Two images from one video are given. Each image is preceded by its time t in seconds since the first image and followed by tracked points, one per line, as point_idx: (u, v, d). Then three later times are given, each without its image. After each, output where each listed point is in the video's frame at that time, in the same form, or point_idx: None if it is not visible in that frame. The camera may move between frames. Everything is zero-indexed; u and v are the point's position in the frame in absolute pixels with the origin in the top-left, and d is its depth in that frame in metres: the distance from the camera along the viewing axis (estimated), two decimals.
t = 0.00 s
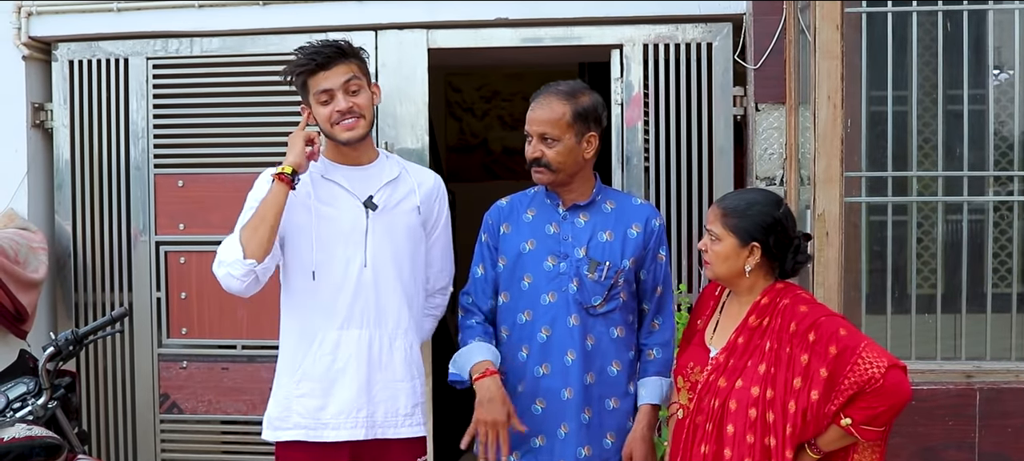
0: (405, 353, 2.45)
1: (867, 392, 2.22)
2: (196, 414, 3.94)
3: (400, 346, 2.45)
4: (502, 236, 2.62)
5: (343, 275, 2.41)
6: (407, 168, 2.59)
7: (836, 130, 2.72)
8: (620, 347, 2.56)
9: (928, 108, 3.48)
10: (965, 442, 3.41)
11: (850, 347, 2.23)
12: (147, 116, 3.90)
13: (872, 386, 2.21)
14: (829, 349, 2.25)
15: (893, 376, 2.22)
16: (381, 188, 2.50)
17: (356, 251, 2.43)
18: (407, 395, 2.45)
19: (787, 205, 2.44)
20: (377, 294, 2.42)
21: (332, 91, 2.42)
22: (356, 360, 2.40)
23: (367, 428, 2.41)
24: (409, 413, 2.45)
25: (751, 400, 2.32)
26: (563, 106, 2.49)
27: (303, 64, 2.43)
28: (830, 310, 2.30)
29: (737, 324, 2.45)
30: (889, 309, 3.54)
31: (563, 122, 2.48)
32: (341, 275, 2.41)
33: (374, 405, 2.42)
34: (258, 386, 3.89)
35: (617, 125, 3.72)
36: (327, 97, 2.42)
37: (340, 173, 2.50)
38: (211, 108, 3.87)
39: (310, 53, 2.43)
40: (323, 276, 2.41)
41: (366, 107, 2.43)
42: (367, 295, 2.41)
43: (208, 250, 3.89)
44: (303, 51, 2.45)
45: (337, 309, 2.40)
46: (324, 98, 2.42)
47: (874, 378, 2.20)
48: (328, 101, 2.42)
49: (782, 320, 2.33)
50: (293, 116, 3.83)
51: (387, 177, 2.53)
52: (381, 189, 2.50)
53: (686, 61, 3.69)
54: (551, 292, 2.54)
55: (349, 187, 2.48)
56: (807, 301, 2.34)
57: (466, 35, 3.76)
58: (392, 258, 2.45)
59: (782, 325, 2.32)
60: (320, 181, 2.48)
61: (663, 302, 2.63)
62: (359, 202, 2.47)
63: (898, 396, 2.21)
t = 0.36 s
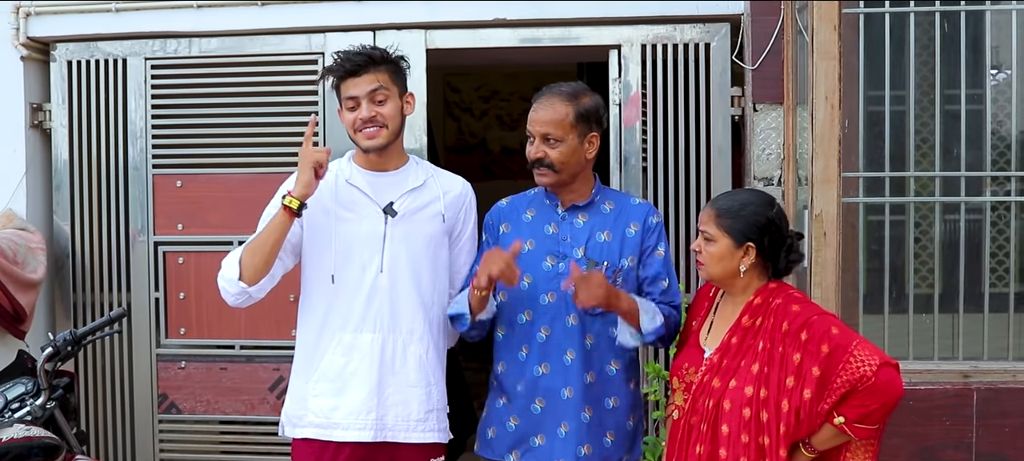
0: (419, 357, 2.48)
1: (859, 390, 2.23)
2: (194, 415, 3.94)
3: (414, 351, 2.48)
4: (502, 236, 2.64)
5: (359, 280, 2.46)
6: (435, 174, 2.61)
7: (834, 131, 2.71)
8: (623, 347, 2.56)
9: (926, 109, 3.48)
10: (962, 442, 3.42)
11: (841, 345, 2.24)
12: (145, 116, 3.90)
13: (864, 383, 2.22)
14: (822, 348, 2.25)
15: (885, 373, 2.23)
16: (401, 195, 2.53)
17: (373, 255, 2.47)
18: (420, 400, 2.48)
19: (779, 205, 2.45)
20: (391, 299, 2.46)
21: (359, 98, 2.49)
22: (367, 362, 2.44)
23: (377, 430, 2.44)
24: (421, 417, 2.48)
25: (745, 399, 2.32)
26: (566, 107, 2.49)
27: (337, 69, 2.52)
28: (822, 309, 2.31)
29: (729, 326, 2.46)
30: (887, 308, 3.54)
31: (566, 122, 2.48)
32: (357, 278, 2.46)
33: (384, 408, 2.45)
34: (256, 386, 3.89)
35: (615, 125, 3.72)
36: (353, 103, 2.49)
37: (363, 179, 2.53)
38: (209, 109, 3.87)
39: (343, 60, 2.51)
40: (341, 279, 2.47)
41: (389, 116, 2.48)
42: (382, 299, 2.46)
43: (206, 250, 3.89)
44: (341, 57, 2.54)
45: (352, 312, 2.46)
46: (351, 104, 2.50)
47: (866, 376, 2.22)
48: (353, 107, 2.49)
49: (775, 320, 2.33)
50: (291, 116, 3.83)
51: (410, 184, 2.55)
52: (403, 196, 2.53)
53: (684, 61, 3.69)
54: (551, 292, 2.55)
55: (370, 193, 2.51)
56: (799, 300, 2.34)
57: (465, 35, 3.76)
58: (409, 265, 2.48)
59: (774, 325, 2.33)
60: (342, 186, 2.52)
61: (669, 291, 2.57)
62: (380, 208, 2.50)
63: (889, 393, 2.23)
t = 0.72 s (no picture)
0: (418, 356, 2.48)
1: (860, 383, 2.22)
2: (195, 415, 3.94)
3: (413, 350, 2.48)
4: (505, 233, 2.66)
5: (358, 278, 2.46)
6: (436, 174, 2.62)
7: (834, 131, 2.69)
8: (628, 343, 2.54)
9: (926, 109, 3.48)
10: (963, 443, 3.42)
11: (842, 339, 2.24)
12: (145, 115, 3.90)
13: (865, 377, 2.21)
14: (822, 342, 2.25)
15: (886, 366, 2.22)
16: (402, 194, 2.54)
17: (372, 254, 2.47)
18: (420, 399, 2.47)
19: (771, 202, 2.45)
20: (391, 297, 2.46)
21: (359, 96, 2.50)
22: (367, 361, 2.44)
23: (376, 429, 2.43)
24: (421, 416, 2.47)
25: (748, 395, 2.32)
26: (570, 107, 2.48)
27: (337, 68, 2.53)
28: (822, 304, 2.31)
29: (728, 327, 2.46)
30: (888, 308, 3.54)
31: (570, 122, 2.48)
32: (357, 276, 2.47)
33: (384, 407, 2.45)
34: (256, 386, 3.89)
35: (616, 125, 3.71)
36: (354, 101, 2.50)
37: (364, 178, 2.55)
38: (209, 109, 3.87)
39: (342, 58, 2.52)
40: (341, 277, 2.48)
41: (390, 113, 2.49)
42: (382, 297, 2.46)
43: (207, 250, 3.89)
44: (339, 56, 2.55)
45: (351, 311, 2.46)
46: (351, 102, 2.51)
47: (867, 369, 2.21)
48: (354, 105, 2.50)
49: (776, 316, 2.33)
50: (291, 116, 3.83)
51: (410, 183, 2.56)
52: (402, 195, 2.54)
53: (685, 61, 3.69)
54: (551, 290, 2.56)
55: (370, 192, 2.52)
56: (799, 296, 2.35)
57: (465, 35, 3.76)
58: (409, 265, 2.49)
59: (774, 321, 2.33)
60: (342, 184, 2.53)
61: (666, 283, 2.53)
62: (379, 207, 2.51)
63: (891, 386, 2.23)
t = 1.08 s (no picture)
0: (411, 360, 2.48)
1: (869, 372, 2.27)
2: (197, 416, 3.94)
3: (406, 354, 2.48)
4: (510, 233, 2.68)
5: (353, 279, 2.46)
6: (434, 179, 2.62)
7: (835, 132, 2.67)
8: (628, 344, 2.54)
9: (926, 110, 3.49)
10: (964, 444, 3.42)
11: (848, 328, 2.28)
12: (147, 117, 3.91)
13: (874, 364, 2.26)
14: (829, 334, 2.29)
15: (893, 354, 2.27)
16: (400, 198, 2.54)
17: (367, 256, 2.47)
18: (411, 403, 2.47)
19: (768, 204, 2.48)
20: (385, 300, 2.46)
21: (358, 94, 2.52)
22: (358, 364, 2.44)
23: (366, 432, 2.43)
24: (412, 420, 2.47)
25: (759, 390, 2.33)
26: (571, 108, 2.49)
27: (335, 67, 2.56)
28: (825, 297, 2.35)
29: (729, 327, 2.46)
30: (888, 310, 3.55)
31: (571, 124, 2.48)
32: (353, 279, 2.46)
33: (375, 409, 2.44)
34: (258, 388, 3.89)
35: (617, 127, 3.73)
36: (353, 99, 2.52)
37: (363, 179, 2.55)
38: (211, 111, 3.87)
39: (340, 58, 2.56)
40: (335, 278, 2.48)
41: (389, 109, 2.50)
42: (375, 300, 2.45)
43: (208, 252, 3.90)
44: (336, 57, 2.59)
45: (345, 312, 2.46)
46: (350, 100, 2.52)
47: (876, 356, 2.25)
48: (353, 103, 2.51)
49: (780, 311, 2.35)
50: (292, 118, 3.83)
51: (409, 187, 2.56)
52: (400, 199, 2.54)
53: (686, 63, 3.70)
54: (552, 290, 2.56)
55: (368, 194, 2.52)
56: (801, 290, 2.38)
57: (466, 37, 3.76)
58: (402, 269, 2.48)
59: (779, 316, 2.34)
60: (340, 185, 2.54)
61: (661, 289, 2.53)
62: (376, 209, 2.51)
63: (899, 374, 2.27)
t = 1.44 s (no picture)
0: (410, 364, 2.43)
1: (868, 377, 2.29)
2: (197, 417, 3.96)
3: (405, 357, 2.43)
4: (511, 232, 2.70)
5: (352, 282, 2.40)
6: (430, 182, 2.55)
7: (833, 134, 2.68)
8: (623, 346, 2.55)
9: (924, 114, 3.50)
10: (961, 446, 3.44)
11: (846, 334, 2.30)
12: (147, 119, 3.92)
13: (871, 370, 2.29)
14: (827, 339, 2.31)
15: (889, 359, 2.30)
16: (400, 201, 2.47)
17: (368, 259, 2.40)
18: (410, 405, 2.43)
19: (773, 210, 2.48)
20: (386, 305, 2.40)
21: (364, 99, 2.44)
22: (357, 367, 2.39)
23: (365, 434, 2.39)
24: (411, 421, 2.44)
25: (757, 395, 2.34)
26: (569, 112, 2.50)
27: (339, 69, 2.45)
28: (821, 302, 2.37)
29: (726, 328, 2.47)
30: (886, 311, 3.56)
31: (569, 128, 2.49)
32: (352, 281, 2.40)
33: (373, 412, 2.40)
34: (258, 389, 3.91)
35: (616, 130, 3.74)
36: (359, 104, 2.43)
37: (363, 182, 2.46)
38: (212, 113, 3.89)
39: (346, 60, 2.45)
40: (335, 279, 2.40)
41: (396, 117, 2.43)
42: (375, 303, 2.40)
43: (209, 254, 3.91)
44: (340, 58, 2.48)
45: (344, 314, 2.39)
46: (355, 105, 2.44)
47: (874, 362, 2.28)
48: (359, 108, 2.43)
49: (777, 315, 2.36)
50: (293, 120, 3.85)
51: (407, 191, 2.49)
52: (400, 203, 2.47)
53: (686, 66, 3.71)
54: (549, 291, 2.58)
55: (368, 197, 2.44)
56: (798, 295, 2.38)
57: (466, 40, 3.78)
58: (403, 273, 2.43)
59: (777, 321, 2.35)
60: (340, 187, 2.45)
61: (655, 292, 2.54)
62: (377, 213, 2.43)
63: (895, 380, 2.30)
